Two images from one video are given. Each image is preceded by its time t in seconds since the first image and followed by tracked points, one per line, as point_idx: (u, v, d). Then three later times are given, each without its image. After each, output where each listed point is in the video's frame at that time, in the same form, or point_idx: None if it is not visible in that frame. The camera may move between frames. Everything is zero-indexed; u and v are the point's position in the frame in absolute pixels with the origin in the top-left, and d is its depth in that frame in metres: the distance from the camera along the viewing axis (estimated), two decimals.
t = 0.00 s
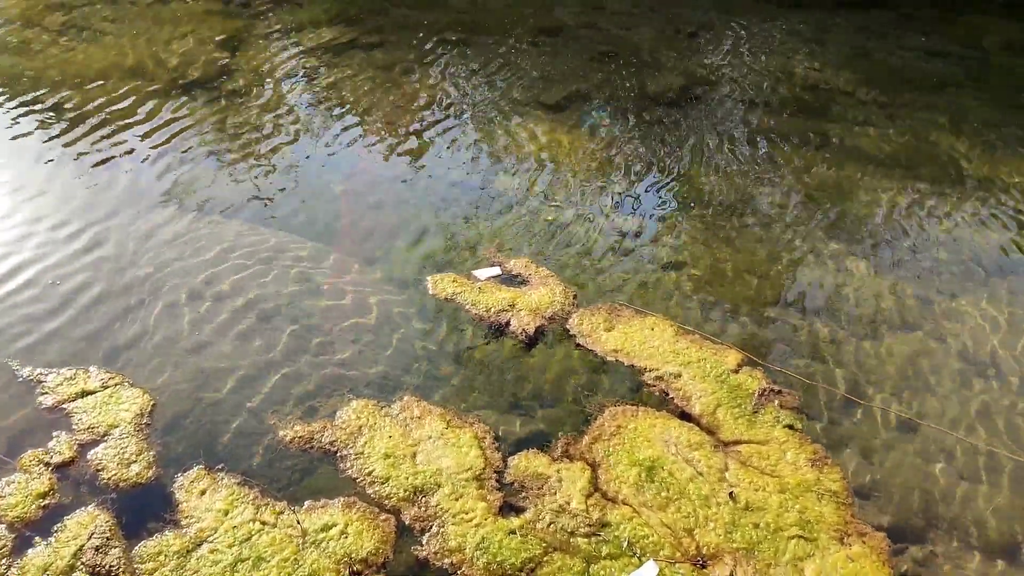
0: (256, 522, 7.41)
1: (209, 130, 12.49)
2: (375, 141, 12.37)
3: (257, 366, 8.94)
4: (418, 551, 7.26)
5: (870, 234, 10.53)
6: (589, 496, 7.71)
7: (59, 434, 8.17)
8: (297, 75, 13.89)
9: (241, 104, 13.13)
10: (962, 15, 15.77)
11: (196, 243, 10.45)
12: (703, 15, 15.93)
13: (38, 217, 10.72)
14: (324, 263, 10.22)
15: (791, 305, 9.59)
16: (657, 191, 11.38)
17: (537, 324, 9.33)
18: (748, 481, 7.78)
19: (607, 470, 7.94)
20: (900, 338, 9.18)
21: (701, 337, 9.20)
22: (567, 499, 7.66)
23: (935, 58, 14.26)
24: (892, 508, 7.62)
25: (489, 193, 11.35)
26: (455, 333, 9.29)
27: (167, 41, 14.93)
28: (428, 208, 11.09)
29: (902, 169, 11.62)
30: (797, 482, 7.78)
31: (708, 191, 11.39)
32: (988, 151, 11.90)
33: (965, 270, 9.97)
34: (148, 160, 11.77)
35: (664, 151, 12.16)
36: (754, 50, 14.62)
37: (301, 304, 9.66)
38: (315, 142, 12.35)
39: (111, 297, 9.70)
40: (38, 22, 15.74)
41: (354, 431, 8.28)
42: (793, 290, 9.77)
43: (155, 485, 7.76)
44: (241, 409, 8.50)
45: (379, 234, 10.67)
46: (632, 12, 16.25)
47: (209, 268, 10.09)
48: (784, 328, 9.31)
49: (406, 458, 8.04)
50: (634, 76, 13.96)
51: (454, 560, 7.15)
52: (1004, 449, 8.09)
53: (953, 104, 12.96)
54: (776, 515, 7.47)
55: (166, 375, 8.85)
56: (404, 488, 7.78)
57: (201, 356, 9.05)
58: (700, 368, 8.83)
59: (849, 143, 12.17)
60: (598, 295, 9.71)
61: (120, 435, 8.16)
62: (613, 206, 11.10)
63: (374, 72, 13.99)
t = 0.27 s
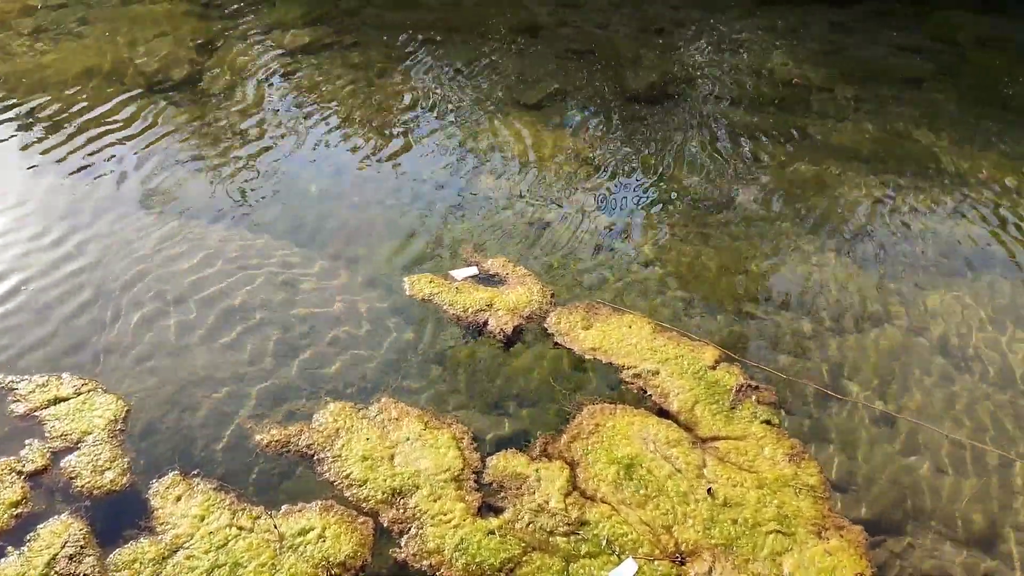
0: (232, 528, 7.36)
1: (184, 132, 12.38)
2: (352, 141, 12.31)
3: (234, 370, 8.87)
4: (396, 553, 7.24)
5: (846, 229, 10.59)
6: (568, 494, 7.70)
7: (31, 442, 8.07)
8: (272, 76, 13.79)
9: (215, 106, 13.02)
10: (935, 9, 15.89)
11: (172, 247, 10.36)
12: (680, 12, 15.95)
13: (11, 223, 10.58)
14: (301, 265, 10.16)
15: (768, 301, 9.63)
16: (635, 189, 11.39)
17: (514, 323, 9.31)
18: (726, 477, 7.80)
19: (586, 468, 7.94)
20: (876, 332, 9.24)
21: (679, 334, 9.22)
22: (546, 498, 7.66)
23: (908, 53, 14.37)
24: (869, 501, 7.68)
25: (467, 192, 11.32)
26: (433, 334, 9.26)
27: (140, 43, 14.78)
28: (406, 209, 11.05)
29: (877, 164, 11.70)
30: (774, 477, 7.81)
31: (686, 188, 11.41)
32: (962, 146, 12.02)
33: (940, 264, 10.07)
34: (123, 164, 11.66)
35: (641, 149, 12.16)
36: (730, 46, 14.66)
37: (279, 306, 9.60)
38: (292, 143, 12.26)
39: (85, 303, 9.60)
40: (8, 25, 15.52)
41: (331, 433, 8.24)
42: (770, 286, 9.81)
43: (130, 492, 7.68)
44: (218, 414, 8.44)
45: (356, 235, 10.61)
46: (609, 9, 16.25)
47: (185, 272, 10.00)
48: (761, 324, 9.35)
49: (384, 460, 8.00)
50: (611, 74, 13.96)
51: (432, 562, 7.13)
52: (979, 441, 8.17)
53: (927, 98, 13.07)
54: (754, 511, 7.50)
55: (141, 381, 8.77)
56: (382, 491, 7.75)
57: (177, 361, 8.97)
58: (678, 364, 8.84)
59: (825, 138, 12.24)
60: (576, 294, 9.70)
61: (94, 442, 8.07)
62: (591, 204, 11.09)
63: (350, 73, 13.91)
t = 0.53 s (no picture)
0: (207, 535, 7.29)
1: (157, 137, 12.26)
2: (328, 143, 12.24)
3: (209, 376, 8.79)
4: (373, 558, 7.21)
5: (821, 225, 10.65)
6: (545, 495, 7.69)
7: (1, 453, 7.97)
8: (246, 78, 13.67)
9: (189, 109, 12.90)
10: (907, 6, 16.01)
11: (147, 252, 10.25)
12: (655, 10, 15.98)
13: None
14: (278, 268, 10.09)
15: (744, 298, 9.66)
16: (612, 188, 11.39)
17: (491, 324, 9.29)
18: (703, 475, 7.82)
19: (563, 468, 7.93)
20: (851, 327, 9.29)
21: (655, 332, 9.23)
22: (524, 499, 7.64)
23: (881, 49, 14.48)
24: (846, 496, 7.71)
25: (444, 193, 11.28)
26: (409, 336, 9.22)
27: (111, 45, 14.61)
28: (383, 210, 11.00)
29: (851, 160, 11.78)
30: (751, 474, 7.84)
31: (662, 186, 11.43)
32: (934, 141, 12.13)
33: (914, 258, 10.15)
34: (96, 170, 11.54)
35: (618, 147, 12.16)
36: (706, 44, 14.70)
37: (254, 310, 9.52)
38: (268, 145, 12.18)
39: (57, 309, 9.48)
40: None
41: (307, 438, 8.18)
42: (745, 283, 9.85)
43: (102, 501, 7.60)
44: (193, 420, 8.36)
45: (333, 237, 10.55)
46: (585, 8, 16.25)
47: (160, 277, 9.91)
48: (737, 321, 9.38)
49: (360, 464, 7.96)
50: (587, 72, 13.96)
51: (409, 566, 7.11)
52: (953, 433, 8.23)
53: (900, 94, 13.17)
54: (731, 508, 7.52)
55: (115, 388, 8.67)
56: (359, 495, 7.71)
57: (151, 367, 8.89)
58: (655, 363, 8.85)
59: (800, 135, 12.29)
60: (552, 293, 9.70)
61: (65, 451, 7.99)
62: (567, 203, 11.08)
63: (325, 74, 13.83)
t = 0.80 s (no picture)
0: (179, 544, 7.22)
1: (128, 141, 12.11)
2: (302, 145, 12.15)
3: (182, 382, 8.71)
4: (349, 563, 7.16)
5: (795, 221, 10.70)
6: (521, 496, 7.67)
7: None
8: (219, 81, 13.54)
9: (160, 113, 12.76)
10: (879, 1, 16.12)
11: (119, 258, 10.13)
12: (630, 8, 15.98)
13: None
14: (252, 272, 10.00)
15: (718, 294, 9.68)
16: (587, 186, 11.38)
17: (466, 325, 9.26)
18: (679, 472, 7.82)
19: (539, 468, 7.90)
20: (825, 322, 9.33)
21: (630, 330, 9.23)
22: (500, 500, 7.62)
23: (854, 45, 14.56)
24: (821, 490, 7.75)
25: (419, 194, 11.23)
26: (383, 339, 9.16)
27: (80, 49, 14.41)
28: (359, 212, 10.93)
29: (825, 156, 11.84)
30: (726, 471, 7.85)
31: (638, 184, 11.43)
32: (905, 136, 12.23)
33: (886, 252, 10.22)
34: (66, 176, 11.39)
35: (594, 146, 12.16)
36: (680, 41, 14.72)
37: (228, 315, 9.43)
38: (242, 148, 12.07)
39: (27, 318, 9.34)
40: None
41: (280, 444, 8.11)
42: (720, 280, 9.87)
43: (72, 511, 7.50)
44: (165, 427, 8.27)
45: (308, 240, 10.48)
46: (560, 6, 16.23)
47: (132, 283, 9.79)
48: (711, 318, 9.40)
49: (334, 469, 7.91)
50: (562, 71, 13.94)
51: (385, 570, 7.07)
52: (925, 425, 8.30)
53: (872, 90, 13.26)
54: (707, 505, 7.54)
55: (85, 397, 8.56)
56: (333, 500, 7.65)
57: (123, 374, 8.78)
58: (630, 361, 8.85)
59: (774, 131, 12.35)
60: (526, 293, 9.67)
61: (33, 462, 7.88)
62: (542, 202, 11.06)
63: (298, 76, 13.72)
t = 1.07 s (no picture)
0: (152, 553, 7.13)
1: (98, 146, 11.95)
2: (276, 147, 12.05)
3: (154, 389, 8.60)
4: (324, 568, 7.09)
5: (769, 218, 10.76)
6: (497, 497, 7.64)
7: None
8: (190, 84, 13.40)
9: (130, 117, 12.60)
10: None
11: (89, 264, 9.98)
12: (604, 6, 16.00)
13: None
14: (225, 277, 9.90)
15: (692, 292, 9.71)
16: (562, 185, 11.38)
17: (440, 326, 9.21)
18: (655, 470, 7.82)
19: (515, 469, 7.88)
20: (798, 317, 9.39)
21: (605, 329, 9.22)
22: (476, 502, 7.58)
23: (825, 41, 14.66)
24: (797, 485, 7.78)
25: (393, 195, 11.18)
26: (357, 341, 9.11)
27: (47, 53, 14.19)
28: (333, 214, 10.86)
29: (797, 152, 11.92)
30: (702, 467, 7.86)
31: (613, 182, 11.45)
32: (877, 131, 12.35)
33: (860, 247, 10.30)
34: (36, 182, 11.22)
35: (568, 145, 12.17)
36: (654, 39, 14.75)
37: (201, 321, 9.33)
38: (215, 151, 11.96)
39: None
40: None
41: (254, 449, 8.04)
42: (695, 277, 9.90)
43: (41, 522, 7.39)
44: (136, 435, 8.16)
45: (282, 243, 10.39)
46: (534, 4, 16.21)
47: (104, 289, 9.65)
48: (686, 315, 9.42)
49: (309, 473, 7.84)
50: (537, 70, 13.92)
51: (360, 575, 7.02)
52: (898, 418, 8.37)
53: (844, 86, 13.36)
54: (683, 502, 7.54)
55: (55, 406, 8.43)
56: (308, 505, 7.58)
57: (94, 382, 8.65)
58: (605, 359, 8.85)
59: (747, 129, 12.41)
60: (501, 294, 9.64)
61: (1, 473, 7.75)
62: (517, 202, 11.05)
63: (271, 77, 13.61)
